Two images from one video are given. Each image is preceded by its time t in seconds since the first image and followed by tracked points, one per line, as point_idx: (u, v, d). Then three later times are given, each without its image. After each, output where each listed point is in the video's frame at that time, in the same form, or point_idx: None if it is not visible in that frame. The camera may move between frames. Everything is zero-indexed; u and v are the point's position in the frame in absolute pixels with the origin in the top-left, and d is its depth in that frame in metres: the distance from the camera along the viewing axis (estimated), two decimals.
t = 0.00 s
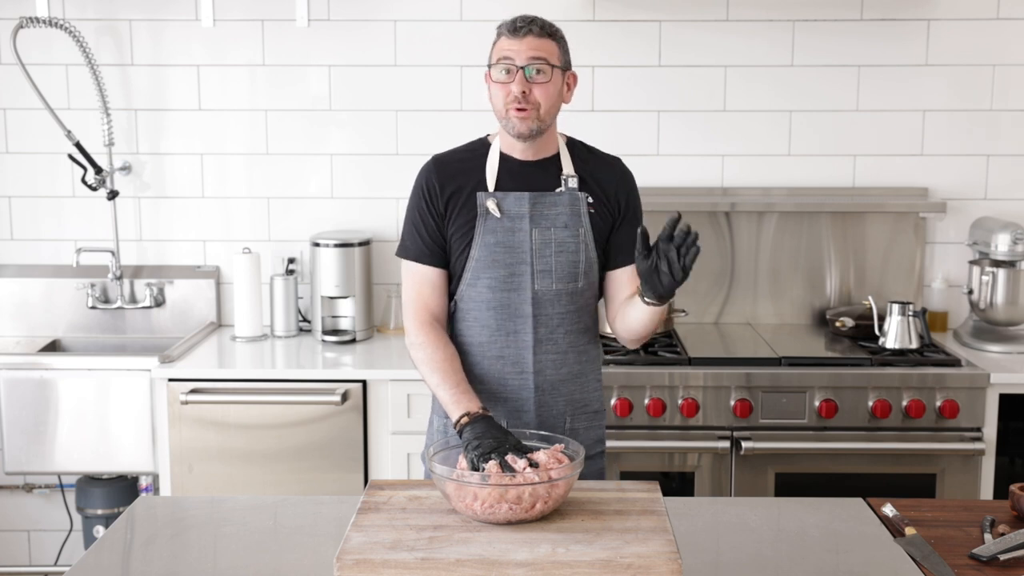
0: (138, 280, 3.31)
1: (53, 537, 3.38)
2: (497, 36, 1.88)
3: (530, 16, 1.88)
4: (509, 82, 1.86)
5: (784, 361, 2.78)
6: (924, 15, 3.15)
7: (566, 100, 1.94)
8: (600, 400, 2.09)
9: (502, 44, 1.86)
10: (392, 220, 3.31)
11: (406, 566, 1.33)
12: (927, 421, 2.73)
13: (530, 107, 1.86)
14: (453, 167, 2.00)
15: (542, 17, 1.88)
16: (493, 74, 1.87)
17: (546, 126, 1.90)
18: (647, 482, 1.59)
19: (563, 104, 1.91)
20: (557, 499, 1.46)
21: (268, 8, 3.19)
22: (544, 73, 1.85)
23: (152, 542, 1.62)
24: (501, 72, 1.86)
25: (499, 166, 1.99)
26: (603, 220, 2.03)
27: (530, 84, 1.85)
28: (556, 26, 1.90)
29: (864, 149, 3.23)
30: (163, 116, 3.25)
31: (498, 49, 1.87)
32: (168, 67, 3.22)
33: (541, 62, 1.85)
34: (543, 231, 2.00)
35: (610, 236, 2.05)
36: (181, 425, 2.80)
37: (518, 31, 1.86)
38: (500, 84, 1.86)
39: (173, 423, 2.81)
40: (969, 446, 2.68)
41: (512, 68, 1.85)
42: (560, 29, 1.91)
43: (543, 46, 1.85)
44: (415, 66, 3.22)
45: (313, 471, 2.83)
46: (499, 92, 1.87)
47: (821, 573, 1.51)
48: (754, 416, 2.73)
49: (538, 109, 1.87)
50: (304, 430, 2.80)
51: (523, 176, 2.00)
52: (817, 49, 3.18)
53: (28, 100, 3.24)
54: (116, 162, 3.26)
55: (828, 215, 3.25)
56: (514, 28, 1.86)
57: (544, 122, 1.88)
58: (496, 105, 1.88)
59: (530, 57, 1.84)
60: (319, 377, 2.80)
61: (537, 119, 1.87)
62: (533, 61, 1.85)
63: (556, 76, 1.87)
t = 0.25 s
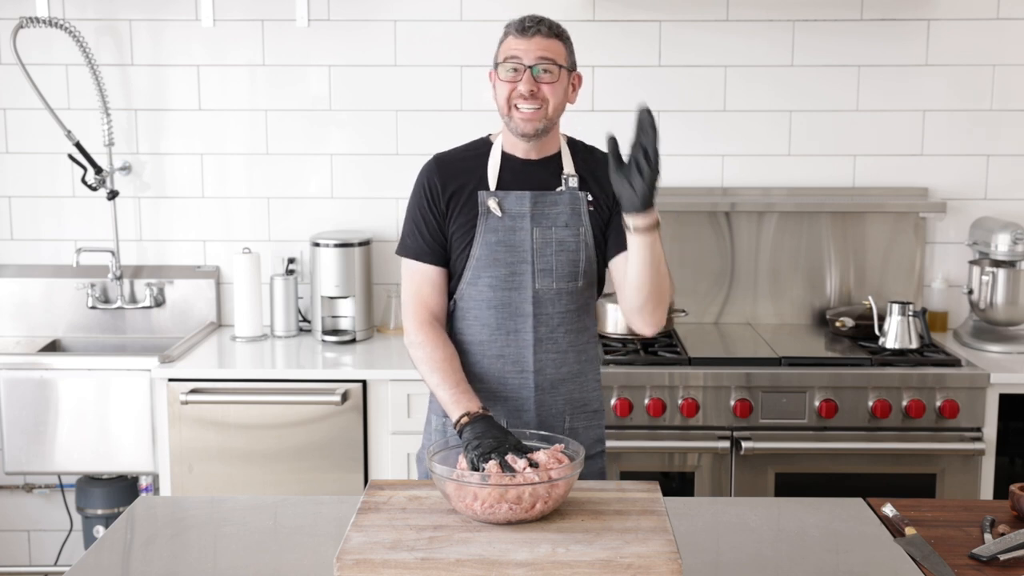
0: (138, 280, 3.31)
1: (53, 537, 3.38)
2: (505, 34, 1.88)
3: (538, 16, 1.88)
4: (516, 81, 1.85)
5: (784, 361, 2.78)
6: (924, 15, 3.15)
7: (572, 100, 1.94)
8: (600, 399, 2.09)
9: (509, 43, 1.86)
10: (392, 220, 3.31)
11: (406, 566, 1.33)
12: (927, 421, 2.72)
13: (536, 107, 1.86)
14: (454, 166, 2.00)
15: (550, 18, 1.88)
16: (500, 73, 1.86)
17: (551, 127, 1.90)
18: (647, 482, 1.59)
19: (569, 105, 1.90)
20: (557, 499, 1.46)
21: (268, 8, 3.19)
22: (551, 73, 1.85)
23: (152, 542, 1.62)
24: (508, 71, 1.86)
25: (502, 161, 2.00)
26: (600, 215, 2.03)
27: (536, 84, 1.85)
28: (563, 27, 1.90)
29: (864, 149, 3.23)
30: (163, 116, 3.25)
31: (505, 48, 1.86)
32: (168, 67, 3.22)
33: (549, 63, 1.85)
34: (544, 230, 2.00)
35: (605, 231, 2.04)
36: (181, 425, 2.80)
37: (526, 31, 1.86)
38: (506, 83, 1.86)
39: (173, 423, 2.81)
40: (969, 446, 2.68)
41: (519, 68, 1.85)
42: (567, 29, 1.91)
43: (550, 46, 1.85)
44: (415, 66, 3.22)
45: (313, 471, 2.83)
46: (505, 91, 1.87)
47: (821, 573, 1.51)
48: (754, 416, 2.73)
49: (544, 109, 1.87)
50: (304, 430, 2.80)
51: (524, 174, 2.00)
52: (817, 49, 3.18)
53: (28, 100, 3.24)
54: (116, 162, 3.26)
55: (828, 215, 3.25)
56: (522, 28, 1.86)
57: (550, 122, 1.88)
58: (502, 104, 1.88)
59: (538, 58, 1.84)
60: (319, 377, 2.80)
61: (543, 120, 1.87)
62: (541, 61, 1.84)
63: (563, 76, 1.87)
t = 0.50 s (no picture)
0: (138, 280, 3.31)
1: (53, 537, 3.38)
2: (511, 45, 1.87)
3: (545, 28, 1.87)
4: (520, 96, 1.85)
5: (784, 361, 2.78)
6: (924, 15, 3.15)
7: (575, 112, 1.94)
8: (596, 404, 2.09)
9: (516, 56, 1.85)
10: (392, 220, 3.31)
11: (407, 566, 1.33)
12: (927, 421, 2.73)
13: (540, 123, 1.86)
14: (456, 169, 2.00)
15: (557, 30, 1.86)
16: (504, 86, 1.86)
17: (553, 141, 1.91)
18: (647, 482, 1.59)
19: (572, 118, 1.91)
20: (557, 499, 1.46)
21: (268, 8, 3.19)
22: (556, 90, 1.85)
23: (152, 542, 1.62)
24: (512, 84, 1.86)
25: (502, 174, 1.99)
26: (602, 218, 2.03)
27: (540, 100, 1.85)
28: (569, 39, 1.89)
29: (864, 149, 3.23)
30: (163, 116, 3.25)
31: (511, 60, 1.86)
32: (168, 67, 3.22)
33: (554, 79, 1.84)
34: (543, 239, 2.01)
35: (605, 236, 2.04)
36: (181, 425, 2.80)
37: (532, 44, 1.85)
38: (510, 97, 1.86)
39: (173, 423, 2.81)
40: (969, 446, 2.68)
41: (524, 82, 1.84)
42: (573, 41, 1.90)
43: (556, 62, 1.85)
44: (415, 66, 3.22)
45: (313, 471, 2.83)
46: (508, 104, 1.87)
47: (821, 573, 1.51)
48: (754, 416, 2.73)
49: (546, 124, 1.87)
50: (304, 430, 2.80)
51: (526, 183, 1.99)
52: (817, 49, 3.18)
53: (28, 100, 3.24)
54: (116, 162, 3.26)
55: (828, 215, 3.25)
56: (529, 41, 1.85)
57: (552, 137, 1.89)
58: (505, 116, 1.89)
59: (543, 74, 1.84)
60: (319, 377, 2.80)
61: (545, 135, 1.88)
62: (546, 77, 1.84)
63: (567, 92, 1.87)
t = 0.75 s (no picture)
0: (138, 280, 3.31)
1: (53, 537, 3.38)
2: (507, 41, 1.87)
3: (541, 23, 1.88)
4: (518, 90, 1.86)
5: (784, 361, 2.78)
6: (924, 15, 3.15)
7: (574, 108, 1.94)
8: (601, 405, 2.09)
9: (512, 51, 1.86)
10: (392, 220, 3.31)
11: (407, 566, 1.33)
12: (927, 421, 2.73)
13: (539, 116, 1.86)
14: (455, 169, 2.00)
15: (553, 24, 1.87)
16: (502, 80, 1.87)
17: (552, 136, 1.90)
18: (647, 482, 1.59)
19: (570, 113, 1.91)
20: (557, 499, 1.46)
21: (268, 8, 3.19)
22: (553, 82, 1.85)
23: (152, 541, 1.62)
24: (510, 78, 1.86)
25: (502, 170, 2.00)
26: (601, 220, 2.03)
27: (538, 94, 1.85)
28: (566, 34, 1.90)
29: (864, 149, 3.23)
30: (163, 116, 3.25)
31: (508, 55, 1.86)
32: (168, 67, 3.22)
33: (551, 72, 1.85)
34: (544, 236, 2.00)
35: (606, 235, 2.04)
36: (181, 425, 2.80)
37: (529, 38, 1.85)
38: (508, 91, 1.86)
39: (173, 423, 2.81)
40: (969, 446, 2.68)
41: (521, 76, 1.85)
42: (570, 36, 1.91)
43: (553, 56, 1.85)
44: (415, 66, 3.22)
45: (313, 471, 2.83)
46: (507, 99, 1.87)
47: (821, 573, 1.51)
48: (754, 416, 2.73)
49: (545, 119, 1.87)
50: (304, 430, 2.80)
51: (525, 181, 2.00)
52: (817, 49, 3.18)
53: (28, 100, 3.24)
54: (116, 162, 3.26)
55: (828, 215, 3.25)
56: (525, 36, 1.85)
57: (551, 131, 1.89)
58: (503, 112, 1.89)
59: (541, 67, 1.84)
60: (319, 377, 2.80)
61: (544, 129, 1.88)
62: (543, 70, 1.84)
63: (565, 86, 1.87)
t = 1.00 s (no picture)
0: (138, 280, 3.31)
1: (53, 537, 3.38)
2: (508, 31, 1.89)
3: (541, 13, 1.90)
4: (519, 77, 1.85)
5: (784, 361, 2.78)
6: (924, 15, 3.15)
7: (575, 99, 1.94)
8: (604, 402, 2.08)
9: (513, 39, 1.87)
10: (392, 220, 3.31)
11: (407, 566, 1.33)
12: (927, 421, 2.73)
13: (540, 101, 1.85)
14: (457, 165, 2.01)
15: (553, 14, 1.89)
16: (503, 69, 1.87)
17: (554, 123, 1.89)
18: (647, 482, 1.59)
19: (571, 102, 1.91)
20: (557, 499, 1.46)
21: (268, 8, 3.19)
22: (554, 69, 1.86)
23: (152, 541, 1.62)
24: (511, 66, 1.86)
25: (505, 165, 2.00)
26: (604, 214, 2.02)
27: (540, 79, 1.85)
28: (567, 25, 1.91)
29: (864, 149, 3.23)
30: (163, 116, 3.25)
31: (509, 44, 1.87)
32: (168, 67, 3.22)
33: (553, 58, 1.85)
34: (546, 230, 2.01)
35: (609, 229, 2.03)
36: (181, 425, 2.80)
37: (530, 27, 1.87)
38: (510, 78, 1.86)
39: (173, 423, 2.81)
40: (969, 446, 2.68)
41: (523, 62, 1.85)
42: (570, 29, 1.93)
43: (554, 42, 1.86)
44: (415, 66, 3.22)
45: (313, 471, 2.83)
46: (508, 87, 1.86)
47: (821, 573, 1.51)
48: (753, 416, 2.73)
49: (547, 104, 1.86)
50: (304, 430, 2.80)
51: (528, 176, 2.00)
52: (817, 49, 3.18)
53: (28, 100, 3.24)
54: (116, 162, 3.26)
55: (828, 215, 3.25)
56: (526, 24, 1.87)
57: (553, 117, 1.87)
58: (505, 101, 1.88)
59: (542, 52, 1.85)
60: (319, 377, 2.80)
61: (547, 115, 1.86)
62: (545, 56, 1.85)
63: (567, 72, 1.87)
